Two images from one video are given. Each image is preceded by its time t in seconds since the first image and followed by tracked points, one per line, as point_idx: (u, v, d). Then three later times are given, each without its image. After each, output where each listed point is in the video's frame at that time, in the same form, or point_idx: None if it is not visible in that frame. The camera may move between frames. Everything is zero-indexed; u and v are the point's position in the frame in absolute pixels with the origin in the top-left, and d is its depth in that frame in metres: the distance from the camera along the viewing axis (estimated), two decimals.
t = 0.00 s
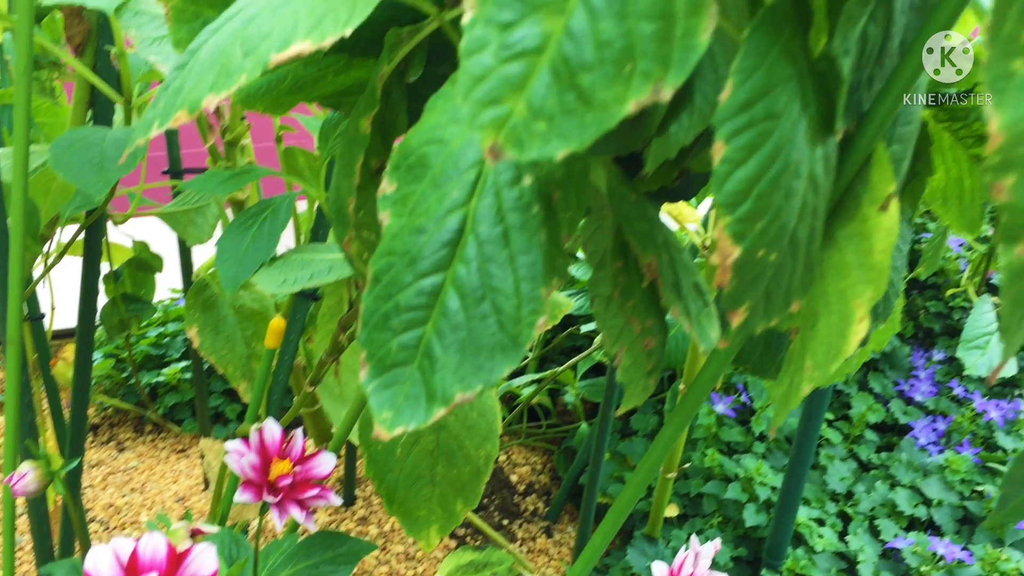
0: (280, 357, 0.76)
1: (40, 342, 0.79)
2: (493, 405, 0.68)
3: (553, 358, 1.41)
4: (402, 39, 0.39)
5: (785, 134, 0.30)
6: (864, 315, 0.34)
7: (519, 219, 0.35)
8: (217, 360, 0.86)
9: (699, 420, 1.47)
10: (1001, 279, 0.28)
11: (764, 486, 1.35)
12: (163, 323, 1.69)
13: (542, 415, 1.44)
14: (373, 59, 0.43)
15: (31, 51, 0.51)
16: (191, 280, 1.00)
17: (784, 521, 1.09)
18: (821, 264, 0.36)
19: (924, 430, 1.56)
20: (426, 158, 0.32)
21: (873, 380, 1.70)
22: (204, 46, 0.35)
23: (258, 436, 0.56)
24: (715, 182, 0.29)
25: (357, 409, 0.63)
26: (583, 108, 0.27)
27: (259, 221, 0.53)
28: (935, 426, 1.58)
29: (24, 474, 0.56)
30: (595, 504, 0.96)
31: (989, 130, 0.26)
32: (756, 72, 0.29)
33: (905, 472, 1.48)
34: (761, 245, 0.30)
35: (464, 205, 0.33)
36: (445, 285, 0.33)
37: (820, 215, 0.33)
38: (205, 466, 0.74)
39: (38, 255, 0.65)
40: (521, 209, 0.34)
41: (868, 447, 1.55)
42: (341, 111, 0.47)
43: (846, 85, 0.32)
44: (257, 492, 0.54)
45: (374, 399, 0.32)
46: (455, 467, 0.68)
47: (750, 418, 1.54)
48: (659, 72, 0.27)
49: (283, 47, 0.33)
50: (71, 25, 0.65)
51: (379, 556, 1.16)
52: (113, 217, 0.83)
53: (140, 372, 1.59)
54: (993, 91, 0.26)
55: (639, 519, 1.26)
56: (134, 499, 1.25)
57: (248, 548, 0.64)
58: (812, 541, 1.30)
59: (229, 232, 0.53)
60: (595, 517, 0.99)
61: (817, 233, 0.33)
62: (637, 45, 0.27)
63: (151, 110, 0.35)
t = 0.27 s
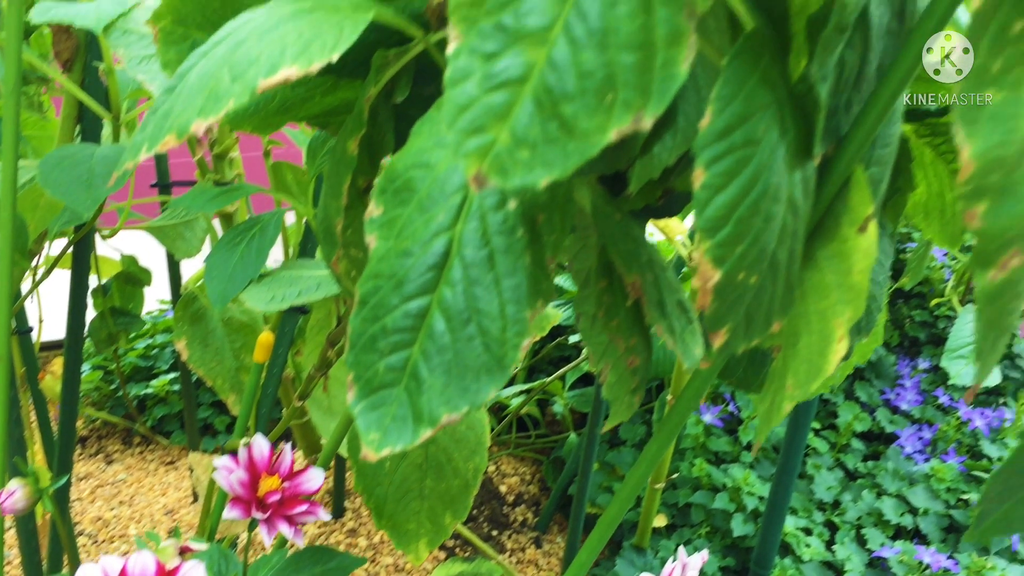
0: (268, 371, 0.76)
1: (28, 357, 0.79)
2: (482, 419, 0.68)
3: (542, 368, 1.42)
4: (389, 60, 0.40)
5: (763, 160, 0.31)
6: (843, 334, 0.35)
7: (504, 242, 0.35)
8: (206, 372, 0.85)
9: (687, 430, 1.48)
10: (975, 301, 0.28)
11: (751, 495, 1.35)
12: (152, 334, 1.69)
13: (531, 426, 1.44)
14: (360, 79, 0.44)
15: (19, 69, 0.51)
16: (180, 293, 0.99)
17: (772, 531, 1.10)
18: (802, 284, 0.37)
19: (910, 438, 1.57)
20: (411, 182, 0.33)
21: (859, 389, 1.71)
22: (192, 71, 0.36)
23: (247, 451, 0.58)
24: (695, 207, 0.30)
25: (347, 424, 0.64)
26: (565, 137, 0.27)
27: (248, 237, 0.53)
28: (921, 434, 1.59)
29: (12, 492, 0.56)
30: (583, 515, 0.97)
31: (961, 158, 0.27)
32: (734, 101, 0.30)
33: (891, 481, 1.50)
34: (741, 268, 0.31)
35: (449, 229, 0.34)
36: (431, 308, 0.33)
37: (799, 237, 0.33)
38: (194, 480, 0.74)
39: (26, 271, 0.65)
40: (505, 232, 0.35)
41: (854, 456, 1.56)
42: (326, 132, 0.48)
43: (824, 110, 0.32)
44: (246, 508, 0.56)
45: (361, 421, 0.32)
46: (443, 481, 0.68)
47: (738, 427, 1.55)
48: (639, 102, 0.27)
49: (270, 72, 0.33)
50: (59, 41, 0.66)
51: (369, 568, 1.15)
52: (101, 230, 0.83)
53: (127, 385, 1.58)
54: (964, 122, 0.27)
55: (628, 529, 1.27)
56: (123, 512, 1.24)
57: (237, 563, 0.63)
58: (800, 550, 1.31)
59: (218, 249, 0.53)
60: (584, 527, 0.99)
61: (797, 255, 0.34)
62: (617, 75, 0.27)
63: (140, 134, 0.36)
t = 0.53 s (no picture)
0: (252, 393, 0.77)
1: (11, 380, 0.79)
2: (464, 441, 0.68)
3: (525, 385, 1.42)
4: (370, 95, 0.40)
5: (733, 201, 0.31)
6: (813, 366, 0.35)
7: (482, 278, 0.36)
8: (189, 394, 0.85)
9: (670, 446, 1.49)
10: (935, 339, 0.29)
11: (733, 511, 1.37)
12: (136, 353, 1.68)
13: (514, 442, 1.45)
14: (342, 112, 0.44)
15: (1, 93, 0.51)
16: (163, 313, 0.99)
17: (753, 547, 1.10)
18: (773, 316, 0.38)
19: (890, 453, 1.60)
20: (392, 220, 0.35)
21: (840, 404, 1.73)
22: (176, 110, 0.36)
23: (231, 477, 0.61)
24: (667, 247, 0.31)
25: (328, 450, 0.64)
26: (540, 182, 0.28)
27: (231, 264, 0.54)
28: (900, 448, 1.62)
29: None
30: (566, 531, 0.97)
31: (920, 206, 0.27)
32: (704, 144, 0.31)
33: (871, 496, 1.53)
34: (712, 306, 0.31)
35: (428, 267, 0.35)
36: (411, 344, 0.34)
37: (769, 273, 0.34)
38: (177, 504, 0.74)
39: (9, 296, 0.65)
40: (484, 269, 0.36)
41: (834, 470, 1.59)
42: (308, 164, 0.49)
43: (792, 150, 0.33)
44: (230, 535, 0.59)
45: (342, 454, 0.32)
46: (426, 502, 0.68)
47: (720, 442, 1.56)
48: (611, 149, 0.28)
49: (252, 113, 0.34)
50: (41, 67, 0.68)
51: None
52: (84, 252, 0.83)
53: (110, 405, 1.57)
54: (922, 169, 0.27)
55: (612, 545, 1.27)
56: (105, 532, 1.24)
57: None
58: (780, 566, 1.32)
59: (200, 276, 0.54)
60: (567, 544, 1.00)
61: (767, 290, 0.34)
62: (590, 123, 0.28)
63: (124, 171, 0.36)
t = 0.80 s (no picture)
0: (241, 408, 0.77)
1: None
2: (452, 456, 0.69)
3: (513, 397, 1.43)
4: (357, 118, 0.41)
5: (714, 228, 0.32)
6: (795, 389, 0.36)
7: (468, 304, 0.36)
8: (177, 408, 0.85)
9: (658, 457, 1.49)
10: (912, 365, 0.29)
11: (721, 523, 1.38)
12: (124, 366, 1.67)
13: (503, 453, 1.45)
14: (331, 134, 0.45)
15: None
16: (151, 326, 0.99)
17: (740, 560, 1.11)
18: (756, 337, 0.38)
19: (877, 463, 1.61)
20: (379, 246, 0.35)
21: (827, 415, 1.75)
22: (165, 136, 0.37)
23: (220, 496, 0.62)
24: (649, 274, 0.31)
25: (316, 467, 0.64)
26: (524, 212, 0.29)
27: (220, 283, 0.54)
28: (887, 459, 1.63)
29: None
30: (555, 544, 0.97)
31: (895, 236, 0.28)
32: (686, 172, 0.32)
33: (858, 506, 1.53)
34: (694, 332, 0.32)
35: (415, 292, 0.35)
36: (398, 369, 0.34)
37: (751, 296, 0.35)
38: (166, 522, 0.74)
39: None
40: (470, 294, 0.36)
41: (822, 481, 1.60)
42: (297, 185, 0.49)
43: (772, 177, 0.34)
44: (219, 553, 0.60)
45: (330, 479, 0.33)
46: (415, 518, 0.69)
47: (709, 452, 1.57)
48: (593, 180, 0.29)
49: (240, 141, 0.34)
50: (29, 85, 0.68)
51: None
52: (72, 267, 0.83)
53: (97, 418, 1.56)
54: (897, 201, 0.28)
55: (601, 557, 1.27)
56: (94, 547, 1.23)
57: None
58: None
59: (190, 294, 0.54)
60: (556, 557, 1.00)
61: (749, 314, 0.35)
62: (572, 155, 0.28)
63: (113, 197, 0.36)
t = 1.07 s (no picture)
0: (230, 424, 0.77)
1: None
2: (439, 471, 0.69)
3: (503, 408, 1.43)
4: (344, 141, 0.41)
5: (696, 253, 0.32)
6: (778, 410, 0.36)
7: (453, 328, 0.36)
8: (166, 422, 0.85)
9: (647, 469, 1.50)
10: (892, 390, 0.30)
11: (709, 535, 1.39)
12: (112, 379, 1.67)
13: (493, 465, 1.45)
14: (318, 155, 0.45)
15: None
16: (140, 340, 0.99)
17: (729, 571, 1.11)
18: (740, 358, 0.38)
19: (863, 474, 1.62)
20: (365, 270, 0.35)
21: (815, 425, 1.76)
22: (153, 161, 0.37)
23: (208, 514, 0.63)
24: (633, 300, 0.31)
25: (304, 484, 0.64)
26: (508, 241, 0.29)
27: (208, 301, 0.54)
28: (874, 469, 1.64)
29: None
30: (544, 557, 0.97)
31: (873, 264, 0.28)
32: (668, 198, 0.32)
33: (846, 517, 1.54)
34: (677, 356, 0.32)
35: (401, 316, 0.36)
36: (384, 393, 0.34)
37: (733, 319, 0.35)
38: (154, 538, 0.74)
39: None
40: (456, 319, 0.37)
41: (809, 492, 1.61)
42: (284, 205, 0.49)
43: (752, 203, 0.34)
44: (207, 571, 0.61)
45: (317, 502, 0.33)
46: (404, 533, 0.68)
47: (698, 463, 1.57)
48: (576, 210, 0.29)
49: (228, 167, 0.35)
50: (17, 103, 0.69)
51: None
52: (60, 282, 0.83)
53: (85, 431, 1.55)
54: (873, 230, 0.28)
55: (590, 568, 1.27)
56: (82, 562, 1.22)
57: None
58: None
59: (178, 311, 0.54)
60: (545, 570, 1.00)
61: (731, 336, 0.35)
62: (555, 185, 0.29)
63: (101, 221, 0.37)
